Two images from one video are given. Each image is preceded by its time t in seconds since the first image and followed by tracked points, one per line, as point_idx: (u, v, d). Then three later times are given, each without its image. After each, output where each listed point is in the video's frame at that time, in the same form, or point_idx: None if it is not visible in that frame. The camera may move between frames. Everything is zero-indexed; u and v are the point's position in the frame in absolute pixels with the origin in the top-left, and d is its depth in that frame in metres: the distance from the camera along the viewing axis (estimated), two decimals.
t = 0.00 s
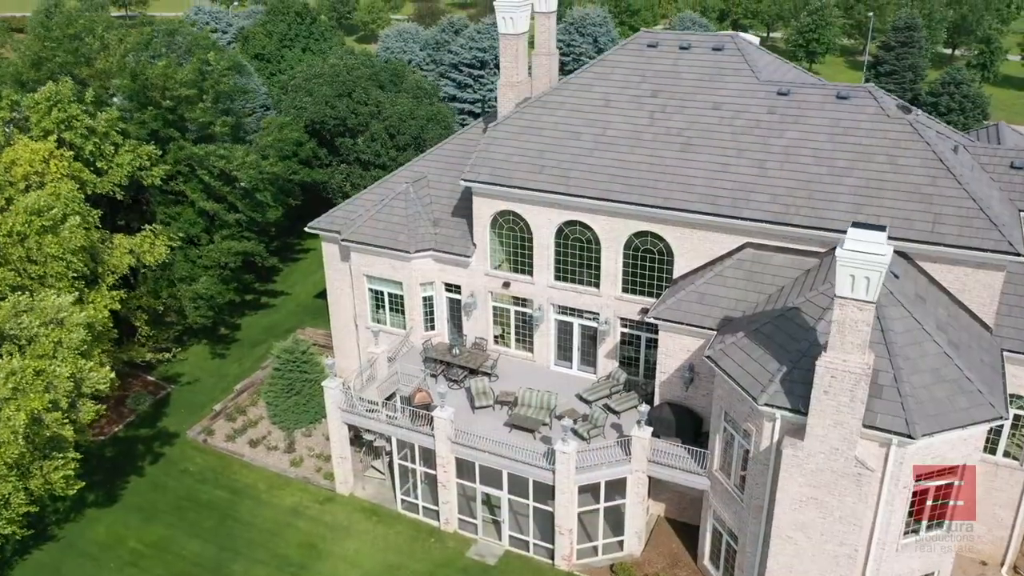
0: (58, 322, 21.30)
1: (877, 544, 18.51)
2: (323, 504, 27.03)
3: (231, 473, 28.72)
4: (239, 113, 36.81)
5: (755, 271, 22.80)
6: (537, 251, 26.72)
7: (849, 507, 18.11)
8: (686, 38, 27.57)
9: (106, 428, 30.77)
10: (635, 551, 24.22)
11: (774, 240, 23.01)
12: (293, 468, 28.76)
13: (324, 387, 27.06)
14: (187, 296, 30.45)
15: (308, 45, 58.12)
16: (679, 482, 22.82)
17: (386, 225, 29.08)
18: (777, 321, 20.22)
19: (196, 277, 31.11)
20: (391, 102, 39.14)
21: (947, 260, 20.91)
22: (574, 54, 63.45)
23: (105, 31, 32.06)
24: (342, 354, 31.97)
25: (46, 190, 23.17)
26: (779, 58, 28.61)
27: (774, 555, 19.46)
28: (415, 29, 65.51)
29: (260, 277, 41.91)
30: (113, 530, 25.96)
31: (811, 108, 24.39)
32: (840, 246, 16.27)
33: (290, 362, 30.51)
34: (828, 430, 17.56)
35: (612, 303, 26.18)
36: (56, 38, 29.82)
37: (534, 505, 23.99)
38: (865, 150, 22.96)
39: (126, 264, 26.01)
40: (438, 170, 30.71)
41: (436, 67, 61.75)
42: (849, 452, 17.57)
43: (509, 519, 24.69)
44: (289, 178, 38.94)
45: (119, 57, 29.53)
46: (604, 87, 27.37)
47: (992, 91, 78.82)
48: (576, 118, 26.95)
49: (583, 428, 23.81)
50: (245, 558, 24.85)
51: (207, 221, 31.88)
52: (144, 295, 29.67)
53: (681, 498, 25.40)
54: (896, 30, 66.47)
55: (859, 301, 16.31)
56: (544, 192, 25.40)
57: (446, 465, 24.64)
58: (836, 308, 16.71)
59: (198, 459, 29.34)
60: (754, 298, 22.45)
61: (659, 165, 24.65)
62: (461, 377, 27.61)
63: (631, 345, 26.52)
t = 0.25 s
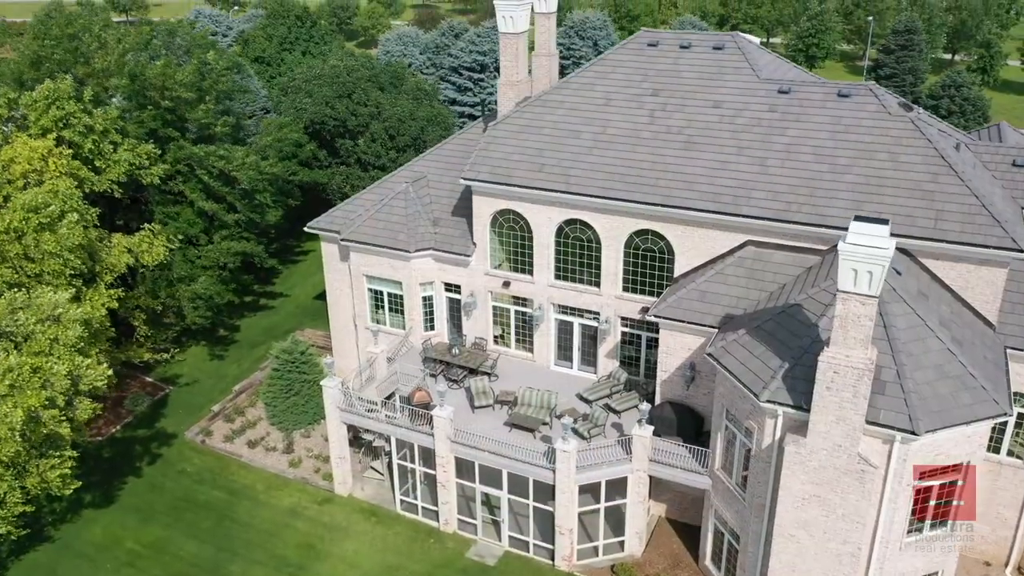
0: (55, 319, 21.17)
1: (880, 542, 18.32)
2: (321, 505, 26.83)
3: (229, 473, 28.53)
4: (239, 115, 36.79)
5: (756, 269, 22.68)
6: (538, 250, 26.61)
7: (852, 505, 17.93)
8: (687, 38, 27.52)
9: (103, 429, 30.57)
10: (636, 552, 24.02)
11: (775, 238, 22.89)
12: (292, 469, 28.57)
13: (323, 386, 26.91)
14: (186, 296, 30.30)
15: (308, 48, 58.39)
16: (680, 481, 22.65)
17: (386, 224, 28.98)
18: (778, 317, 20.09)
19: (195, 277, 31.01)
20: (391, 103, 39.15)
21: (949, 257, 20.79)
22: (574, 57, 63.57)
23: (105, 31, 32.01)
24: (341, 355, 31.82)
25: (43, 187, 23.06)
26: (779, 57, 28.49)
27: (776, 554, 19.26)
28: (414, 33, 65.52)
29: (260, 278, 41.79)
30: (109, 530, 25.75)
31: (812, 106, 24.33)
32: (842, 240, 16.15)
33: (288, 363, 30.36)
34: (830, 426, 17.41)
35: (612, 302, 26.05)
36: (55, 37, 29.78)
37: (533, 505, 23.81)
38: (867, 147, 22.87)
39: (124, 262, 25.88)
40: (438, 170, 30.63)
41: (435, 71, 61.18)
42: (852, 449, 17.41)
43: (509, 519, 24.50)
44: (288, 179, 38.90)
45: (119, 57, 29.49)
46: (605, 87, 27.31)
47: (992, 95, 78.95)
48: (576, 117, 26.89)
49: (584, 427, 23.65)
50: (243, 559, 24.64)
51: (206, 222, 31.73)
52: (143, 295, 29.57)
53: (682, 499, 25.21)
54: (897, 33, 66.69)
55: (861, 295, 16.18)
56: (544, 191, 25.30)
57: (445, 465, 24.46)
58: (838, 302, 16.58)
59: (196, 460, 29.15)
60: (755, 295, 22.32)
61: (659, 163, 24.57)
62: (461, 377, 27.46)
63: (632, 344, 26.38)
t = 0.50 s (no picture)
0: (51, 316, 21.02)
1: (883, 541, 18.13)
2: (320, 506, 26.63)
3: (227, 474, 28.35)
4: (238, 116, 36.75)
5: (757, 267, 22.55)
6: (538, 250, 26.49)
7: (855, 503, 17.75)
8: (687, 37, 27.47)
9: (100, 430, 30.39)
10: (637, 553, 23.82)
11: (776, 236, 22.78)
12: (290, 470, 28.38)
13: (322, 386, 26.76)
14: (184, 296, 30.18)
15: (308, 52, 58.74)
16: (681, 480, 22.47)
17: (386, 224, 28.88)
18: (780, 314, 19.96)
19: (194, 278, 30.87)
20: (391, 104, 39.17)
21: (952, 254, 20.66)
22: (574, 61, 63.67)
23: (104, 31, 31.99)
24: (340, 355, 31.67)
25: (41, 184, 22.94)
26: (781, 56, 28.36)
27: (778, 553, 19.07)
28: (415, 36, 65.60)
29: (259, 280, 41.69)
30: (106, 531, 25.55)
31: (813, 104, 24.25)
32: (844, 234, 16.03)
33: (287, 363, 30.21)
34: (833, 422, 17.25)
35: (613, 301, 25.91)
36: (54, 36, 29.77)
37: (533, 505, 23.63)
38: (868, 145, 22.78)
39: (122, 261, 25.74)
40: (438, 170, 30.54)
41: (436, 75, 61.29)
42: (855, 446, 17.24)
43: (509, 519, 24.32)
44: (288, 180, 38.87)
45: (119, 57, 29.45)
46: (605, 86, 27.24)
47: (992, 99, 79.03)
48: (576, 116, 26.81)
49: (584, 427, 23.48)
50: (240, 559, 24.44)
51: (205, 222, 31.61)
52: (141, 295, 29.42)
53: (684, 499, 25.02)
54: (897, 36, 66.94)
55: (864, 290, 16.05)
56: (544, 189, 25.20)
57: (445, 465, 24.29)
58: (841, 297, 16.45)
59: (194, 461, 28.97)
60: (757, 293, 22.19)
61: (660, 161, 24.48)
62: (461, 377, 27.31)
63: (632, 344, 26.24)
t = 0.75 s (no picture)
0: (48, 313, 20.89)
1: (887, 539, 17.94)
2: (318, 506, 26.44)
3: (225, 475, 28.18)
4: (238, 117, 36.72)
5: (759, 264, 22.43)
6: (538, 248, 26.38)
7: (859, 500, 17.57)
8: (687, 36, 27.43)
9: (98, 431, 30.22)
10: (638, 553, 23.62)
11: (778, 233, 22.66)
12: (289, 471, 28.20)
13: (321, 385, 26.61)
14: (183, 296, 30.06)
15: (309, 55, 58.96)
16: (683, 479, 22.31)
17: (385, 223, 28.79)
18: (782, 311, 19.84)
19: (193, 277, 30.74)
20: (391, 105, 39.27)
21: (955, 250, 20.53)
22: (575, 64, 63.82)
23: (105, 31, 31.97)
24: (339, 356, 31.53)
25: (39, 181, 22.83)
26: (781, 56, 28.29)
27: (781, 552, 18.88)
28: (415, 40, 65.68)
29: (259, 281, 41.60)
30: (103, 532, 25.35)
31: (814, 102, 24.19)
32: (847, 228, 15.92)
33: (286, 363, 30.07)
34: (835, 418, 17.09)
35: (613, 300, 25.78)
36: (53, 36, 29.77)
37: (533, 504, 23.45)
38: (870, 142, 22.70)
39: (120, 260, 25.61)
40: (438, 170, 30.47)
41: (436, 78, 61.79)
42: (858, 442, 17.08)
43: (509, 520, 24.13)
44: (287, 181, 38.85)
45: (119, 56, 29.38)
46: (606, 84, 27.19)
47: (992, 103, 79.20)
48: (577, 114, 26.75)
49: (585, 426, 23.32)
50: (238, 560, 24.24)
51: (204, 222, 31.47)
52: (140, 295, 29.28)
53: (685, 499, 24.83)
54: (897, 39, 67.22)
55: (867, 284, 15.92)
56: (545, 187, 25.11)
57: (444, 464, 24.13)
58: (843, 291, 16.33)
59: (192, 462, 28.79)
60: (758, 291, 22.06)
61: (660, 159, 24.40)
62: (461, 377, 27.16)
63: (633, 343, 26.10)
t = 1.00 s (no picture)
0: (45, 310, 20.74)
1: (890, 536, 17.77)
2: (317, 506, 26.26)
3: (223, 475, 28.01)
4: (238, 117, 36.70)
5: (760, 262, 22.33)
6: (538, 247, 26.30)
7: (862, 497, 17.41)
8: (688, 35, 27.41)
9: (96, 431, 30.05)
10: (639, 553, 23.44)
11: (779, 231, 22.56)
12: (287, 471, 28.03)
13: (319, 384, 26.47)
14: (182, 296, 29.94)
15: (309, 58, 59.09)
16: (684, 478, 22.15)
17: (385, 223, 28.71)
18: (784, 307, 19.71)
19: (191, 277, 30.63)
20: (391, 106, 39.36)
21: (957, 247, 20.42)
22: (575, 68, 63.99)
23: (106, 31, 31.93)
24: (339, 356, 31.40)
25: (37, 178, 22.72)
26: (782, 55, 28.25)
27: (783, 550, 18.72)
28: (415, 44, 65.76)
29: (258, 283, 41.51)
30: (100, 532, 25.17)
31: (815, 100, 24.15)
32: (849, 221, 15.84)
33: (285, 364, 29.91)
34: (838, 414, 16.95)
35: (614, 299, 25.67)
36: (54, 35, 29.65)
37: (533, 504, 23.28)
38: (871, 140, 22.63)
39: (119, 258, 25.48)
40: (438, 169, 30.41)
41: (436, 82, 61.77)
42: (861, 438, 16.93)
43: (509, 519, 23.95)
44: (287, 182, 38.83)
45: (119, 55, 29.31)
46: (606, 83, 27.16)
47: (993, 108, 79.38)
48: (577, 113, 26.70)
49: (585, 424, 23.16)
50: (236, 560, 24.06)
51: (204, 222, 31.34)
52: (139, 295, 29.17)
53: (686, 499, 24.66)
54: (897, 43, 67.53)
55: (869, 278, 15.82)
56: (545, 185, 25.02)
57: (444, 464, 23.97)
58: (845, 286, 16.22)
59: (190, 462, 28.63)
60: (760, 288, 21.95)
61: (661, 157, 24.33)
62: (461, 376, 27.01)
63: (634, 342, 25.96)
